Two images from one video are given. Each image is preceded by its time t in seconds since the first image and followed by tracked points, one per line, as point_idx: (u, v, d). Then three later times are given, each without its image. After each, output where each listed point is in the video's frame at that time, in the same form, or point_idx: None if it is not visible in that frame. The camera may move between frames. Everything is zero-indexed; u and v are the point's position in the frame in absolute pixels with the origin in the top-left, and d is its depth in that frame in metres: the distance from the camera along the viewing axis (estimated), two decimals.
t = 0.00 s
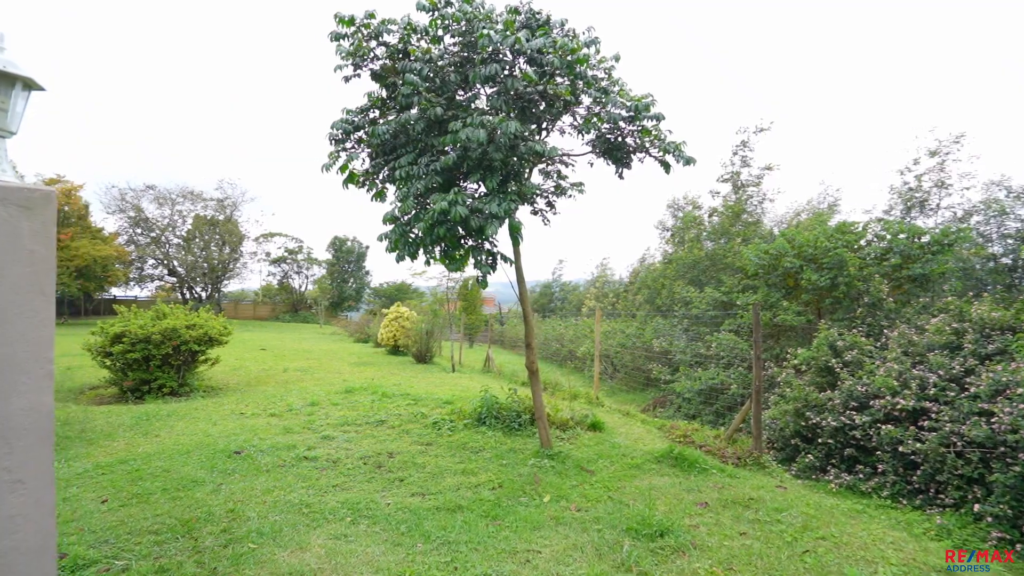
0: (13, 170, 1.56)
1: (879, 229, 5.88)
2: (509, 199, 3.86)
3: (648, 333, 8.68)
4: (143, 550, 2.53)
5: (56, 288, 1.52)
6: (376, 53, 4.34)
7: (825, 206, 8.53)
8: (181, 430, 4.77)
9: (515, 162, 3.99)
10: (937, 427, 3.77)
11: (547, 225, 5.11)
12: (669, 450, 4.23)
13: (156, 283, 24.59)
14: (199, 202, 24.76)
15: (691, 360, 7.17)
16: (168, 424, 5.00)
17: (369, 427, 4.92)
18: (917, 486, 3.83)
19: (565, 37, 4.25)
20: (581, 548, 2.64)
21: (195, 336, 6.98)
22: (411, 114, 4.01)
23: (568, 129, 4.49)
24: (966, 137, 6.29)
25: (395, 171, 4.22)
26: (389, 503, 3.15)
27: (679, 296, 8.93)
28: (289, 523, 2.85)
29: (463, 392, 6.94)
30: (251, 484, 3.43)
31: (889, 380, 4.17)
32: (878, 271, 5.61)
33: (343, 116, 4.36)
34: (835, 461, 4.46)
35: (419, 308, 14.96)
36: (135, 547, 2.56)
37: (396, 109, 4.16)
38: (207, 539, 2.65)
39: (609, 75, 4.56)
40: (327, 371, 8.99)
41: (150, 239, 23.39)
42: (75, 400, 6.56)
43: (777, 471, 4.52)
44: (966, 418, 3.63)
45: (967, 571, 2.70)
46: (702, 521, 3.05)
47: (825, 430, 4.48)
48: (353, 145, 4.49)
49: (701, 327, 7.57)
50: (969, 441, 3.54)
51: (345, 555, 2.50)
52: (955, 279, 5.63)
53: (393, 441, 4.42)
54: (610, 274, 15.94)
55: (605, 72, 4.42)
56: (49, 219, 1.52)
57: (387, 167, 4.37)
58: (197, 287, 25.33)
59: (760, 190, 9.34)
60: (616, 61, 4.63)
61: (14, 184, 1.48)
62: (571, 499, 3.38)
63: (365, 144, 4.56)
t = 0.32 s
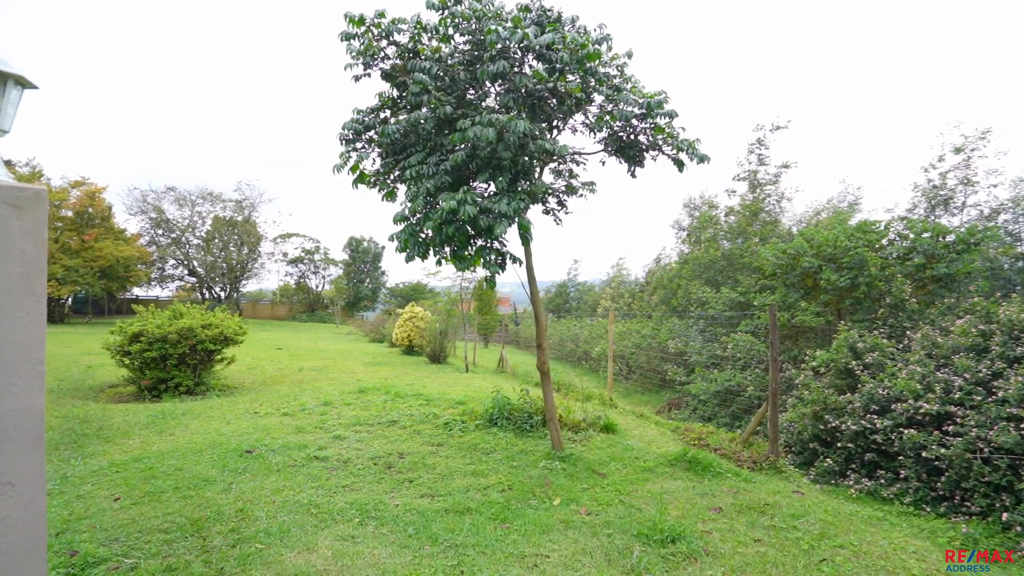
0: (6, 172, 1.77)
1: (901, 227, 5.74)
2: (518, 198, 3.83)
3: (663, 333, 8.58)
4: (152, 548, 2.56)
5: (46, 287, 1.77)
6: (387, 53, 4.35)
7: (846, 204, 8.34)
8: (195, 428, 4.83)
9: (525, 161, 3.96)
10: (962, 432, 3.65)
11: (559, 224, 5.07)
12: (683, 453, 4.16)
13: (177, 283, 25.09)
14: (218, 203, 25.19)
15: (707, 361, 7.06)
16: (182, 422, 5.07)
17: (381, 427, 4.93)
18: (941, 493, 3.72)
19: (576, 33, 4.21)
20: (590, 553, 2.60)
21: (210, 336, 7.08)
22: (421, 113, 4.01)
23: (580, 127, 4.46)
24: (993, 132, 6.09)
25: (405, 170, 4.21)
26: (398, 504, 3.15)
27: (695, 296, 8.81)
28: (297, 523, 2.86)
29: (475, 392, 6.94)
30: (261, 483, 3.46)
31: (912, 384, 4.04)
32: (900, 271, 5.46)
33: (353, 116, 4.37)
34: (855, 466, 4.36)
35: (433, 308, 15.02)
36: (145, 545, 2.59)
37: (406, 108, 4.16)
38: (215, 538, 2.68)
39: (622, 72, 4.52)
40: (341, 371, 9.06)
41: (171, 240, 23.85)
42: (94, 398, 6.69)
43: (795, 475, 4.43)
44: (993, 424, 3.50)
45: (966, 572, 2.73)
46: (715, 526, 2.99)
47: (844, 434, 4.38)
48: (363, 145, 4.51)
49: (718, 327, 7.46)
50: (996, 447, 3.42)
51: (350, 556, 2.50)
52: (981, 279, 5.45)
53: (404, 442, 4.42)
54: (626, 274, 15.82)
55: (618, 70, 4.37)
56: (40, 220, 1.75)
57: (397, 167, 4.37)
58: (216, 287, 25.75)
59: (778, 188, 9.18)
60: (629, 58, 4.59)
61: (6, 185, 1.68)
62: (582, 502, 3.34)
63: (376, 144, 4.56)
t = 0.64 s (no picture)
0: None
1: (922, 226, 5.61)
2: (524, 197, 3.81)
3: (676, 333, 8.48)
4: (159, 547, 2.59)
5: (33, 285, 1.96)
6: (395, 52, 4.36)
7: (864, 203, 8.17)
8: (207, 427, 4.89)
9: (532, 159, 3.94)
10: (985, 437, 3.55)
11: (569, 224, 5.04)
12: (694, 456, 4.10)
13: (194, 283, 25.51)
14: (234, 204, 25.56)
15: (720, 362, 6.97)
16: (195, 421, 5.13)
17: (391, 427, 4.94)
18: (962, 499, 3.61)
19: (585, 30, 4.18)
20: (596, 557, 2.57)
21: (223, 336, 7.16)
22: (428, 112, 4.01)
23: (589, 125, 4.43)
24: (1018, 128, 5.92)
25: (413, 170, 4.21)
26: (405, 505, 3.16)
27: (709, 296, 8.70)
28: (302, 523, 2.87)
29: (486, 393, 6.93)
30: (268, 483, 3.48)
31: (932, 386, 3.93)
32: (920, 271, 5.34)
33: (362, 117, 4.39)
34: (873, 470, 4.26)
35: (446, 308, 15.05)
36: (151, 544, 2.62)
37: (414, 107, 4.17)
38: (220, 537, 2.70)
39: (631, 69, 4.49)
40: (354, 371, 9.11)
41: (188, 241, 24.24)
42: (111, 397, 6.81)
43: (809, 479, 4.34)
44: (1017, 428, 3.39)
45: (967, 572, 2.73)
46: (726, 532, 2.94)
47: (861, 438, 4.28)
48: (372, 145, 4.52)
49: (732, 328, 7.36)
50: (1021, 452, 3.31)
51: (353, 558, 2.49)
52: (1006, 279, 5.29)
53: (413, 442, 4.42)
54: (640, 274, 15.70)
55: (628, 67, 4.34)
56: (28, 220, 1.94)
57: (405, 167, 4.37)
58: (233, 287, 26.11)
59: (794, 187, 9.04)
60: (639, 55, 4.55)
61: None
62: (589, 505, 3.30)
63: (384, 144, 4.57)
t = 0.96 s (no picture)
0: None
1: (940, 225, 5.49)
2: (530, 196, 3.80)
3: (688, 334, 8.40)
4: (162, 547, 2.61)
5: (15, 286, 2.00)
6: (401, 53, 4.36)
7: (881, 202, 8.02)
8: (217, 426, 4.94)
9: (539, 159, 3.93)
10: (1004, 441, 3.46)
11: (577, 224, 5.01)
12: (703, 459, 4.05)
13: (209, 283, 25.86)
14: (248, 205, 25.89)
15: (732, 364, 6.88)
16: (205, 420, 5.19)
17: (398, 427, 4.95)
18: (982, 505, 3.52)
19: (591, 27, 4.16)
20: (602, 562, 2.53)
21: (234, 335, 7.23)
22: (433, 112, 4.00)
23: (596, 124, 4.43)
24: None
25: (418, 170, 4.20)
26: (410, 505, 3.16)
27: (720, 297, 8.60)
28: (306, 524, 2.88)
29: (495, 393, 6.92)
30: (274, 483, 3.50)
31: (950, 389, 3.84)
32: (938, 270, 5.22)
33: (368, 117, 4.39)
34: (888, 474, 4.17)
35: (457, 308, 15.07)
36: (156, 543, 2.64)
37: (420, 107, 4.16)
38: (223, 537, 2.71)
39: (639, 66, 4.46)
40: (364, 371, 9.15)
41: (203, 241, 24.59)
42: (124, 395, 6.92)
43: (822, 483, 4.27)
44: None
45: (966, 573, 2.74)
46: (734, 537, 2.89)
47: (877, 441, 4.19)
48: (378, 145, 4.52)
49: (744, 329, 7.27)
50: None
51: (356, 560, 2.49)
52: None
53: (420, 443, 4.42)
54: (653, 274, 15.58)
55: (635, 65, 4.32)
56: (13, 219, 2.00)
57: (411, 167, 4.37)
58: (247, 288, 26.41)
59: (808, 185, 8.90)
60: (647, 52, 4.53)
61: None
62: (596, 508, 3.27)
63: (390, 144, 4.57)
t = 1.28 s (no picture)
0: None
1: (957, 223, 5.38)
2: (535, 195, 3.80)
3: (698, 334, 8.32)
4: (167, 545, 2.63)
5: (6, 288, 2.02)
6: (406, 52, 4.37)
7: (896, 200, 7.88)
8: (225, 425, 4.98)
9: (544, 158, 3.92)
10: None
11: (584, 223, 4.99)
12: (712, 461, 4.01)
13: (223, 283, 26.18)
14: (261, 206, 26.18)
15: (743, 365, 6.80)
16: (214, 419, 5.25)
17: (405, 427, 4.96)
18: (1000, 510, 3.43)
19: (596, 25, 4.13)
20: (605, 566, 2.51)
21: (244, 335, 7.31)
22: (438, 112, 4.01)
23: (602, 123, 4.41)
24: None
25: (423, 170, 4.21)
26: (414, 506, 3.17)
27: (731, 297, 8.51)
28: (310, 524, 2.89)
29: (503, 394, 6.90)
30: (279, 482, 3.52)
31: (968, 392, 3.76)
32: (955, 270, 5.10)
33: (374, 117, 4.41)
34: (903, 478, 4.08)
35: (466, 309, 15.09)
36: (161, 541, 2.67)
37: (425, 107, 4.18)
38: (226, 536, 2.73)
39: (646, 64, 4.43)
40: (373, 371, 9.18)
41: (217, 242, 24.90)
42: (137, 394, 7.02)
43: (833, 487, 4.19)
44: None
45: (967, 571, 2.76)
46: (741, 541, 2.84)
47: (891, 444, 4.11)
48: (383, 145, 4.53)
49: (755, 330, 7.19)
50: None
51: (358, 560, 2.49)
52: None
53: (426, 443, 4.42)
54: (665, 274, 15.47)
55: (642, 63, 4.29)
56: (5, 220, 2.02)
57: (416, 167, 4.38)
58: (259, 288, 26.68)
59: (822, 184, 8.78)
60: (654, 50, 4.49)
61: None
62: (601, 510, 3.24)
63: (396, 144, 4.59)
